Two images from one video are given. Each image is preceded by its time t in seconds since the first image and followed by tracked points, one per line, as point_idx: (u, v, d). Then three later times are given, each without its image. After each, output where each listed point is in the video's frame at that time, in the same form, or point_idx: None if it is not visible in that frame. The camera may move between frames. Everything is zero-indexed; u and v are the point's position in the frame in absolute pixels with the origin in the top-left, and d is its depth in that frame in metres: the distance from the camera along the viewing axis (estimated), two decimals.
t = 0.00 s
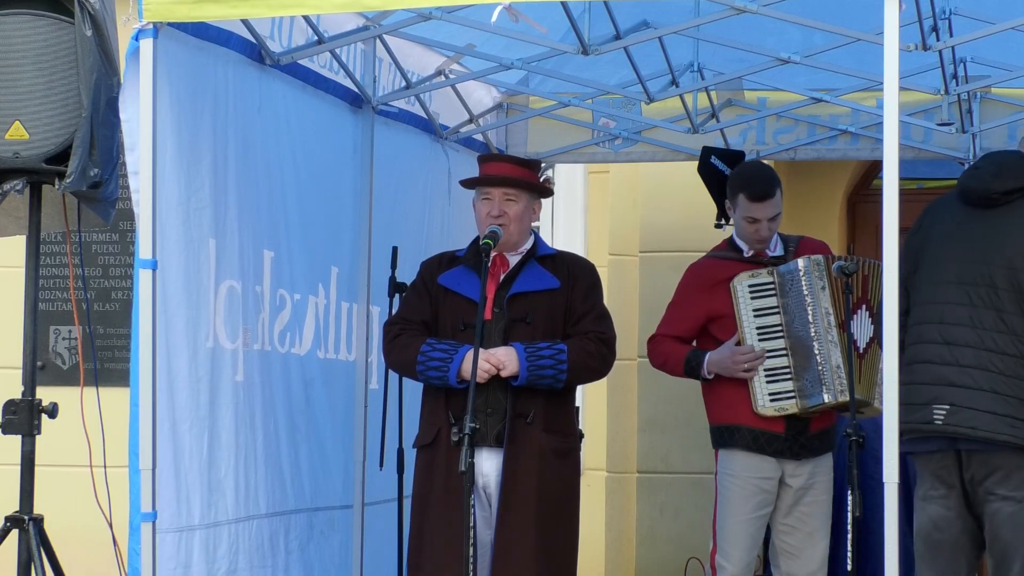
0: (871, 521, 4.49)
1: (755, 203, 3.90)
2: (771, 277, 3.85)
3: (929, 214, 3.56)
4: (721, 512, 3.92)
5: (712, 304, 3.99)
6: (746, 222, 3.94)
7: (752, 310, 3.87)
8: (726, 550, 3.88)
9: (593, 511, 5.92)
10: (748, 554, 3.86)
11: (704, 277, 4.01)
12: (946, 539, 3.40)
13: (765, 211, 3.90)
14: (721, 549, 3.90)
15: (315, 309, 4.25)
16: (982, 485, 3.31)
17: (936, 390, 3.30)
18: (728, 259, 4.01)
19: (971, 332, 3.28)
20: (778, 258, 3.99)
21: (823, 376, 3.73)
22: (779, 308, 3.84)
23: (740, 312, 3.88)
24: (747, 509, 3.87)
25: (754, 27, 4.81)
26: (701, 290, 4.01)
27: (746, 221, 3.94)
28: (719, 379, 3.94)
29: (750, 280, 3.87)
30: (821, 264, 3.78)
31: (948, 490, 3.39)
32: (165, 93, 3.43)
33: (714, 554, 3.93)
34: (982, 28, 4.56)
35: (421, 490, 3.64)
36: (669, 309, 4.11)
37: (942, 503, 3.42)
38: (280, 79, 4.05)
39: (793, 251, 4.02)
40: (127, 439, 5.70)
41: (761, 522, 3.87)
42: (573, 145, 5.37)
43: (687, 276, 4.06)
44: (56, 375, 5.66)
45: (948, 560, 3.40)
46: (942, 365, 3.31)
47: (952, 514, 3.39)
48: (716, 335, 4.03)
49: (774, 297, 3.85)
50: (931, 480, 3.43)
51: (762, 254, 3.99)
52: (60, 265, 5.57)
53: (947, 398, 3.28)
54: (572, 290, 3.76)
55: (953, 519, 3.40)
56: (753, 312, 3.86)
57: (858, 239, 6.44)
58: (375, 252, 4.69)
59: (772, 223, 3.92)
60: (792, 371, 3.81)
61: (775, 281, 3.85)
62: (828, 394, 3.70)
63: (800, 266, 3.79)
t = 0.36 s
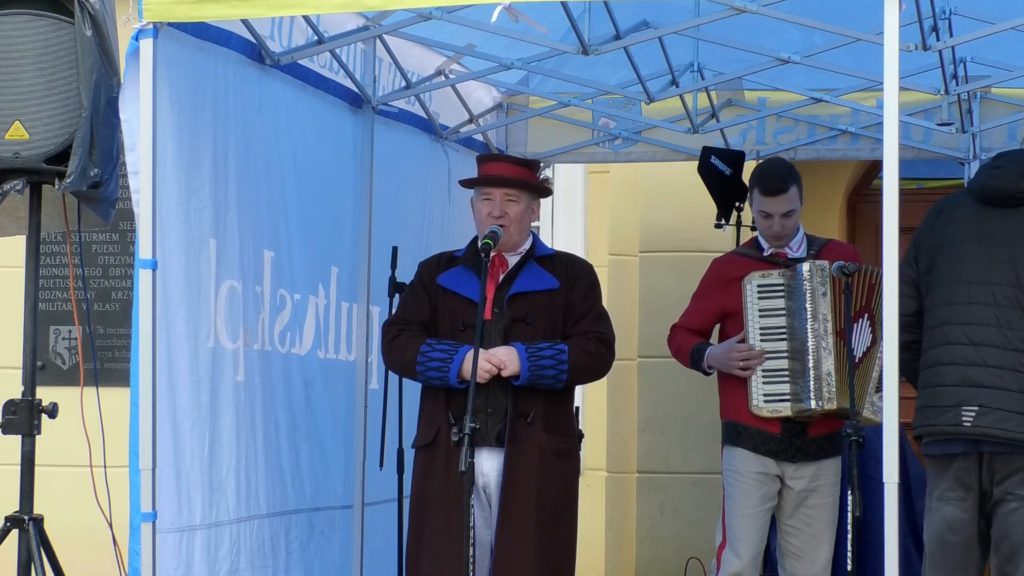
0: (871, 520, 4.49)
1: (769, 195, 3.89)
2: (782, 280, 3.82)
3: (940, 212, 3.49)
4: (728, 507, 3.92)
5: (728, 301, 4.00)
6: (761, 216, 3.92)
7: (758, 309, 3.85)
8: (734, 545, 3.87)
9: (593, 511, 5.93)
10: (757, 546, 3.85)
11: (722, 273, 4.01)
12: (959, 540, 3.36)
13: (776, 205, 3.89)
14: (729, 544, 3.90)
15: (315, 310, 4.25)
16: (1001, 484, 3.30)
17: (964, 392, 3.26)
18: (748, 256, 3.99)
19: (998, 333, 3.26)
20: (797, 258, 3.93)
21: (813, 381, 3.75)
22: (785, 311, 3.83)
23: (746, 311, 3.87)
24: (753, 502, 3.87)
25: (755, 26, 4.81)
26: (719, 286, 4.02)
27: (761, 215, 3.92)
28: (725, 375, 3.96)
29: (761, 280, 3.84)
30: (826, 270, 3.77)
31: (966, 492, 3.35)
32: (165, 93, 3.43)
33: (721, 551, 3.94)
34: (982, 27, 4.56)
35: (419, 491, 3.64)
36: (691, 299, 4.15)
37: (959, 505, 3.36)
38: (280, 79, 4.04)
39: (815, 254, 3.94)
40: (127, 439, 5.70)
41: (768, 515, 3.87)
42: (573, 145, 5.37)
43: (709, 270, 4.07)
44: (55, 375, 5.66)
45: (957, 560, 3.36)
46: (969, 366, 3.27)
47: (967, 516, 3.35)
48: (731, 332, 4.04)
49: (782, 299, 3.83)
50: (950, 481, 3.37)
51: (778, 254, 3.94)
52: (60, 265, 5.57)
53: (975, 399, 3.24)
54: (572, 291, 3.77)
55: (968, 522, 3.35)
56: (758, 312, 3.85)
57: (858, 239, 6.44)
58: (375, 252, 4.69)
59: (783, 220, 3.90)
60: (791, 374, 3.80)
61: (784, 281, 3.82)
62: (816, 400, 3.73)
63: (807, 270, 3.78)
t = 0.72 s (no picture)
0: (871, 521, 4.49)
1: (763, 188, 3.91)
2: (779, 277, 3.81)
3: (950, 208, 3.42)
4: (720, 509, 3.90)
5: (723, 299, 4.00)
6: (757, 210, 3.94)
7: (753, 305, 3.82)
8: (726, 547, 3.86)
9: (593, 511, 5.95)
10: (749, 548, 3.84)
11: (719, 270, 4.01)
12: (967, 540, 3.30)
13: (768, 198, 3.90)
14: (722, 547, 3.88)
15: (315, 309, 4.25)
16: (1013, 484, 3.25)
17: (982, 392, 3.20)
18: (745, 253, 3.98)
19: (1016, 333, 3.21)
20: (795, 257, 3.93)
21: (805, 378, 3.72)
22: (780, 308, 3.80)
23: (742, 307, 3.83)
24: (744, 504, 3.85)
25: (755, 26, 4.81)
26: (716, 283, 4.02)
27: (756, 209, 3.94)
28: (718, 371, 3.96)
29: (757, 277, 3.82)
30: (824, 268, 3.73)
31: (978, 492, 3.29)
32: (165, 93, 3.43)
33: (715, 552, 3.92)
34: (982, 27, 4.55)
35: (419, 490, 3.64)
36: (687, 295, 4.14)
37: (969, 504, 3.30)
38: (280, 79, 4.04)
39: (812, 254, 3.94)
40: (127, 439, 5.70)
41: (760, 516, 3.86)
42: (573, 145, 5.38)
43: (706, 267, 4.06)
44: (55, 375, 5.66)
45: (964, 560, 3.30)
46: (986, 366, 3.21)
47: (977, 515, 3.29)
48: (725, 329, 4.03)
49: (778, 296, 3.80)
50: (961, 481, 3.31)
51: (777, 253, 3.93)
52: (60, 265, 5.58)
53: (993, 400, 3.18)
54: (571, 291, 3.76)
55: (978, 521, 3.29)
56: (754, 309, 3.81)
57: (858, 240, 6.44)
58: (375, 252, 4.69)
59: (775, 213, 3.90)
60: (783, 371, 3.77)
61: (781, 279, 3.80)
62: (807, 397, 3.70)
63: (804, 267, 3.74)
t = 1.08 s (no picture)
0: (869, 521, 4.45)
1: (735, 175, 3.99)
2: (759, 273, 3.79)
3: (953, 206, 3.42)
4: (698, 511, 3.89)
5: (699, 296, 3.98)
6: (729, 198, 4.00)
7: (734, 302, 3.80)
8: (704, 548, 3.86)
9: (590, 510, 5.96)
10: (727, 550, 3.83)
11: (692, 268, 4.00)
12: (967, 539, 3.30)
13: (741, 184, 3.97)
14: (701, 548, 3.88)
15: (312, 309, 4.25)
16: (1012, 482, 3.25)
17: (983, 391, 3.20)
18: (720, 253, 3.98)
19: (1018, 333, 3.21)
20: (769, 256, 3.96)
21: (790, 374, 3.69)
22: (761, 305, 3.78)
23: (722, 303, 3.81)
24: (723, 506, 3.84)
25: (752, 27, 4.82)
26: (690, 281, 4.00)
27: (729, 197, 4.00)
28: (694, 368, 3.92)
29: (737, 273, 3.80)
30: (808, 264, 3.73)
31: (977, 490, 3.29)
32: (162, 92, 3.42)
33: (695, 554, 3.91)
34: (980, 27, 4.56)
35: (418, 491, 3.64)
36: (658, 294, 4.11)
37: (968, 503, 3.30)
38: (277, 79, 4.04)
39: (787, 252, 4.01)
40: (124, 438, 5.69)
41: (739, 517, 3.85)
42: (570, 145, 5.38)
43: (679, 266, 4.05)
44: (52, 375, 5.65)
45: (964, 559, 3.30)
46: (987, 366, 3.21)
47: (976, 515, 3.29)
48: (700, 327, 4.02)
49: (759, 293, 3.79)
50: (959, 479, 3.31)
51: (755, 253, 3.96)
52: (57, 265, 5.58)
53: (994, 399, 3.18)
54: (565, 291, 3.77)
55: (976, 520, 3.29)
56: (734, 305, 3.79)
57: (854, 240, 6.44)
58: (372, 251, 4.68)
59: (749, 198, 3.97)
60: (764, 368, 3.76)
61: (761, 276, 3.79)
62: (794, 392, 3.67)
63: (787, 263, 3.72)
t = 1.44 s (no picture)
0: (866, 521, 4.44)
1: (711, 171, 4.02)
2: (738, 276, 3.78)
3: (953, 207, 3.42)
4: (684, 513, 3.88)
5: (678, 299, 3.97)
6: (705, 194, 4.03)
7: (714, 305, 3.79)
8: (692, 551, 3.85)
9: (588, 512, 5.94)
10: (715, 551, 3.83)
11: (671, 271, 4.00)
12: (964, 540, 3.30)
13: (718, 178, 4.00)
14: (688, 551, 3.88)
15: (310, 309, 4.24)
16: (1008, 483, 3.25)
17: (978, 394, 3.20)
18: (699, 255, 3.98)
19: (1015, 336, 3.20)
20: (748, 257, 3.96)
21: (772, 376, 3.68)
22: (742, 307, 3.77)
23: (701, 306, 3.79)
24: (709, 509, 3.84)
25: (749, 27, 4.82)
26: (670, 284, 4.00)
27: (705, 193, 4.03)
28: (675, 371, 3.91)
29: (716, 276, 3.80)
30: (788, 266, 3.73)
31: (973, 491, 3.29)
32: (160, 92, 3.42)
33: (682, 556, 3.90)
34: (977, 27, 4.56)
35: (416, 490, 3.64)
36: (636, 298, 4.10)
37: (965, 503, 3.31)
38: (275, 79, 4.04)
39: (765, 253, 4.00)
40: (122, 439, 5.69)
41: (726, 519, 3.84)
42: (568, 145, 5.38)
43: (657, 270, 4.05)
44: (50, 374, 5.65)
45: (961, 559, 3.31)
46: (983, 369, 3.21)
47: (973, 515, 3.29)
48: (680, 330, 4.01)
49: (738, 295, 3.78)
50: (956, 480, 3.31)
51: (733, 253, 3.95)
52: (54, 266, 5.58)
53: (989, 403, 3.18)
54: (562, 290, 3.77)
55: (973, 520, 3.30)
56: (714, 308, 3.78)
57: (853, 240, 6.44)
58: (370, 251, 4.68)
59: (725, 193, 3.99)
60: (746, 370, 3.75)
61: (740, 279, 3.78)
62: (776, 394, 3.67)
63: (767, 266, 3.72)
